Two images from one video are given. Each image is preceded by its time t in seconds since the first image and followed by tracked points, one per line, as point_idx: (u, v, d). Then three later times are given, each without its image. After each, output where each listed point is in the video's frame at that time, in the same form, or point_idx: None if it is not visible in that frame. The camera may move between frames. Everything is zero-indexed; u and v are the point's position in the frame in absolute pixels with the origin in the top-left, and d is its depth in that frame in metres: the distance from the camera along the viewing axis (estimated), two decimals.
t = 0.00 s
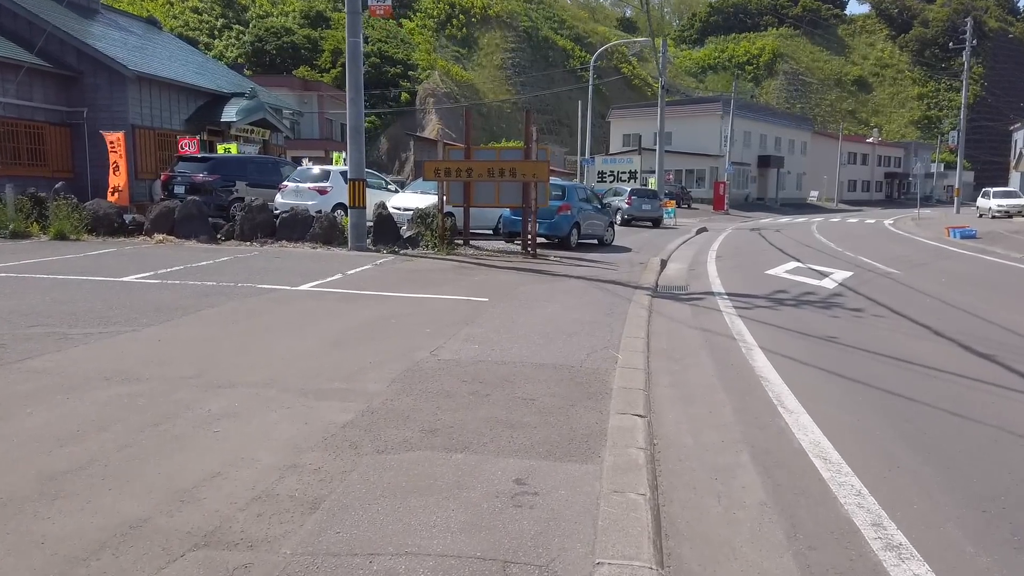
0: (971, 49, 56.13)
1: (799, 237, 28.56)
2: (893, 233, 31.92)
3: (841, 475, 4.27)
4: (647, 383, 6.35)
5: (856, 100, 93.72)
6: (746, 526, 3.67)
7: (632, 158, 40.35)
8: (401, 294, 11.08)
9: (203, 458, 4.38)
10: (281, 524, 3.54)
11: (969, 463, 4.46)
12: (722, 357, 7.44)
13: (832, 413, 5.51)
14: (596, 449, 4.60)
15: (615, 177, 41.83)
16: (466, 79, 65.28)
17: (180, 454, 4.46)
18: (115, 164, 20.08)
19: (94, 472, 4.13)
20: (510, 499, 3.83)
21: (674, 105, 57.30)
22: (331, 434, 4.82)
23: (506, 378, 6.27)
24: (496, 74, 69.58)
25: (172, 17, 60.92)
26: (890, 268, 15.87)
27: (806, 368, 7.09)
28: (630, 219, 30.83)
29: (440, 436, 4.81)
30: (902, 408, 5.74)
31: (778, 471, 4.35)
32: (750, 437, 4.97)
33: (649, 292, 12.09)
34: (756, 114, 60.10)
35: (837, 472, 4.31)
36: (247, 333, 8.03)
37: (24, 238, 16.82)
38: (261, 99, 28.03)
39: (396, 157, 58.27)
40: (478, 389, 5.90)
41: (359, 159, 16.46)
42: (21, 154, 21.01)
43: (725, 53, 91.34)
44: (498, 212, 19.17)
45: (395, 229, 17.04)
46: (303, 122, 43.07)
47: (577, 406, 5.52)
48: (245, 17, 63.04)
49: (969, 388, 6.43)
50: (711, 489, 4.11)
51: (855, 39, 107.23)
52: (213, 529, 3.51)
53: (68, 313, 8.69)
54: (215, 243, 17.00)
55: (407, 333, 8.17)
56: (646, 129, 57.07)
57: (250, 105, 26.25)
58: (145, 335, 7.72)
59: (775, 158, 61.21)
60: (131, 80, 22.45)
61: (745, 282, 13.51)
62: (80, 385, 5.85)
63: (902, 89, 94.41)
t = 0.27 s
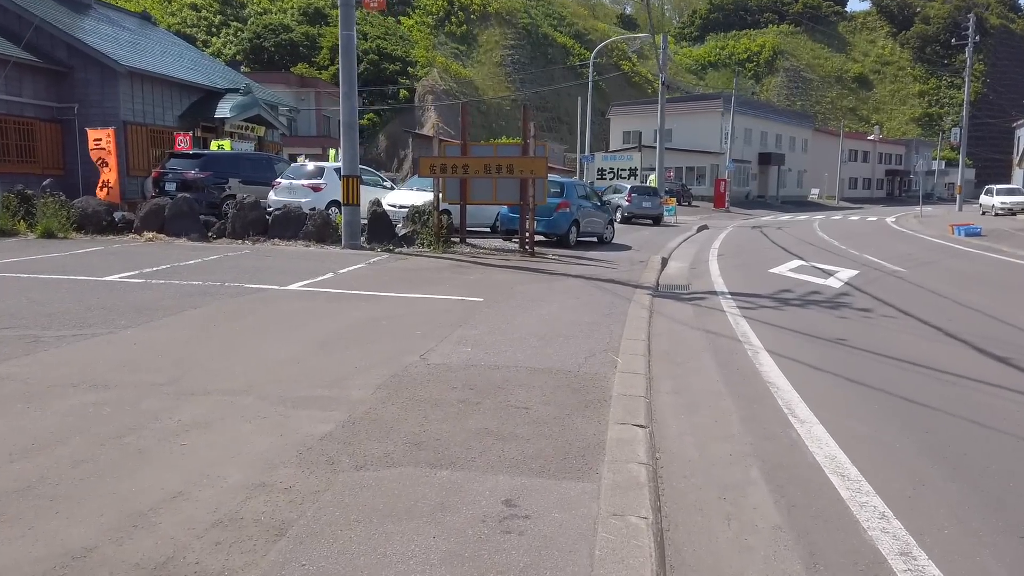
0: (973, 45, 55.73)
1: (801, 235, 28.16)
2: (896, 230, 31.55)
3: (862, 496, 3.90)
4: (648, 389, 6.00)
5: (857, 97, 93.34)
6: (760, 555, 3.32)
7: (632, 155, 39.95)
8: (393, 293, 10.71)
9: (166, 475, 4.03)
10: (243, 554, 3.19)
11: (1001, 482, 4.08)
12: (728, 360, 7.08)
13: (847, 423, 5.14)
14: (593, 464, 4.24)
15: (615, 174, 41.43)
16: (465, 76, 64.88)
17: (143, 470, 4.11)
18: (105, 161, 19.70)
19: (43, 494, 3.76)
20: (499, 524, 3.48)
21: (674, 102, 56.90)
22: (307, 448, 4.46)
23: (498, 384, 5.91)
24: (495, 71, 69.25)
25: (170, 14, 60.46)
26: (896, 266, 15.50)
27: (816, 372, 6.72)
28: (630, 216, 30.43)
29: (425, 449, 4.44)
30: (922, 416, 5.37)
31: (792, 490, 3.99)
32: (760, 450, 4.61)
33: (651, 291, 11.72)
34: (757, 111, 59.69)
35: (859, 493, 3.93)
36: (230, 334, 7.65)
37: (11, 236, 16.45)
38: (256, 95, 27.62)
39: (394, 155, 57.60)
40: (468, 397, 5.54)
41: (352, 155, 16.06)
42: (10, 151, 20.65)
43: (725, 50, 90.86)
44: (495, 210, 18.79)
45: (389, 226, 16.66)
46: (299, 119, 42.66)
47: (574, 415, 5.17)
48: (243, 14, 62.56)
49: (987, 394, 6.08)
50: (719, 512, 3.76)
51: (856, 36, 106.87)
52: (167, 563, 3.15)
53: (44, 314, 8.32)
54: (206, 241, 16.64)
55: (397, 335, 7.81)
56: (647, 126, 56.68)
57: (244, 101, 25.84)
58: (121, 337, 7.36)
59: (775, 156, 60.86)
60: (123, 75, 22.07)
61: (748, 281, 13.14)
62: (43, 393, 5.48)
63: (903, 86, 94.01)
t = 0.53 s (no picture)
0: (977, 41, 55.29)
1: (804, 233, 27.79)
2: (900, 228, 31.16)
3: (894, 529, 3.54)
4: (653, 400, 5.61)
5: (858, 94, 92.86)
6: None
7: (633, 152, 39.56)
8: (388, 295, 10.34)
9: (126, 504, 3.66)
10: None
11: None
12: (737, 367, 6.71)
13: (868, 439, 4.77)
14: (596, 490, 3.87)
15: (616, 172, 41.05)
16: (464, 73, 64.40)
17: (101, 497, 3.74)
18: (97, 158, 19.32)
19: None
20: (490, 565, 3.11)
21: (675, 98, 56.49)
22: (284, 471, 4.08)
23: (493, 395, 5.53)
24: (495, 68, 68.83)
25: (168, 10, 60.01)
26: (904, 266, 15.13)
27: (830, 381, 6.36)
28: (631, 214, 30.04)
29: (412, 471, 4.07)
30: (949, 433, 5.01)
31: (816, 522, 3.62)
32: (776, 472, 4.25)
33: (654, 292, 11.35)
34: (758, 108, 59.27)
35: (891, 526, 3.56)
36: (212, 340, 7.28)
37: None
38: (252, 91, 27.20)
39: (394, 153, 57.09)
40: (460, 410, 5.16)
41: (348, 151, 15.69)
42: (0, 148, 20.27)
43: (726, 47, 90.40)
44: (494, 208, 18.40)
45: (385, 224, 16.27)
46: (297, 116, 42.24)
47: (574, 431, 4.79)
48: (242, 10, 62.02)
49: (1014, 407, 5.72)
50: (734, 548, 3.40)
51: (857, 33, 106.39)
52: None
53: (21, 317, 7.95)
54: (198, 240, 16.27)
55: (389, 340, 7.43)
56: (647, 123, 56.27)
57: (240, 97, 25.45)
58: (98, 342, 6.98)
59: (777, 153, 60.45)
60: (115, 71, 21.69)
61: (754, 281, 12.77)
62: (6, 406, 5.10)
63: (904, 83, 93.54)
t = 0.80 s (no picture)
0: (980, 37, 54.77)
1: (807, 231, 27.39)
2: (903, 226, 30.75)
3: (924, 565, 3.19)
4: (655, 413, 5.26)
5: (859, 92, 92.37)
6: None
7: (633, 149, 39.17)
8: (379, 297, 9.98)
9: (71, 537, 3.31)
10: None
11: None
12: (743, 375, 6.35)
13: (889, 459, 4.41)
14: (592, 519, 3.51)
15: (615, 169, 40.65)
16: (463, 69, 63.89)
17: (45, 527, 3.39)
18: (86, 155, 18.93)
19: None
20: None
21: (675, 96, 56.09)
22: (249, 497, 3.73)
23: (483, 408, 5.17)
24: (494, 65, 68.38)
25: (165, 7, 59.50)
26: (911, 266, 14.75)
27: (842, 390, 6.00)
28: (631, 212, 29.66)
29: (389, 496, 3.72)
30: (973, 449, 4.66)
31: (835, 557, 3.28)
32: (789, 497, 3.91)
33: (655, 294, 10.98)
34: (758, 105, 58.92)
35: (920, 562, 3.22)
36: (190, 345, 6.92)
37: None
38: (246, 88, 26.81)
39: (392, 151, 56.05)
40: (447, 425, 4.80)
41: (341, 148, 15.31)
42: None
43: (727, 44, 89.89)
44: (491, 206, 18.03)
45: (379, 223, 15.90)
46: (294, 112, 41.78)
47: (569, 448, 4.43)
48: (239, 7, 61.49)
49: None
50: None
51: (858, 30, 105.90)
52: None
53: None
54: (188, 239, 15.91)
55: (376, 346, 7.07)
56: (647, 120, 55.86)
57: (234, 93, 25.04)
58: (68, 349, 6.62)
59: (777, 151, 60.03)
60: (106, 66, 21.30)
61: (758, 282, 12.40)
62: None
63: (905, 81, 93.04)
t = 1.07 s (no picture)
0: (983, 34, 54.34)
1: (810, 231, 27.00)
2: (907, 225, 30.33)
3: None
4: (658, 429, 4.87)
5: (860, 90, 92.00)
6: None
7: (633, 148, 38.77)
8: (369, 301, 9.59)
9: None
10: None
11: None
12: (750, 387, 5.96)
13: (915, 485, 4.02)
14: (587, 560, 3.14)
15: (615, 168, 40.25)
16: (462, 67, 63.45)
17: None
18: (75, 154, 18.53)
19: None
20: None
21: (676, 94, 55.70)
22: (206, 534, 3.34)
23: (472, 425, 4.78)
24: (493, 63, 68.01)
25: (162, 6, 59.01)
26: (919, 267, 14.35)
27: (856, 403, 5.61)
28: (632, 212, 29.26)
29: (361, 532, 3.34)
30: (1004, 472, 4.28)
31: None
32: (807, 530, 3.52)
33: (656, 297, 10.59)
34: (759, 104, 58.53)
35: None
36: (163, 353, 6.53)
37: None
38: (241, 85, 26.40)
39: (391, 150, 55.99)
40: (430, 445, 4.41)
41: (333, 146, 14.91)
42: None
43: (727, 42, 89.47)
44: (488, 205, 17.65)
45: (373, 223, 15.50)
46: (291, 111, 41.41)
47: (563, 473, 4.04)
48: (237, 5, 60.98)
49: None
50: None
51: (858, 29, 105.52)
52: None
53: None
54: (177, 239, 15.50)
55: (361, 354, 6.67)
56: (647, 118, 55.48)
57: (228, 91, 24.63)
58: (34, 358, 6.23)
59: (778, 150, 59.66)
60: (96, 62, 20.88)
61: (762, 284, 12.00)
62: None
63: (906, 79, 92.65)
